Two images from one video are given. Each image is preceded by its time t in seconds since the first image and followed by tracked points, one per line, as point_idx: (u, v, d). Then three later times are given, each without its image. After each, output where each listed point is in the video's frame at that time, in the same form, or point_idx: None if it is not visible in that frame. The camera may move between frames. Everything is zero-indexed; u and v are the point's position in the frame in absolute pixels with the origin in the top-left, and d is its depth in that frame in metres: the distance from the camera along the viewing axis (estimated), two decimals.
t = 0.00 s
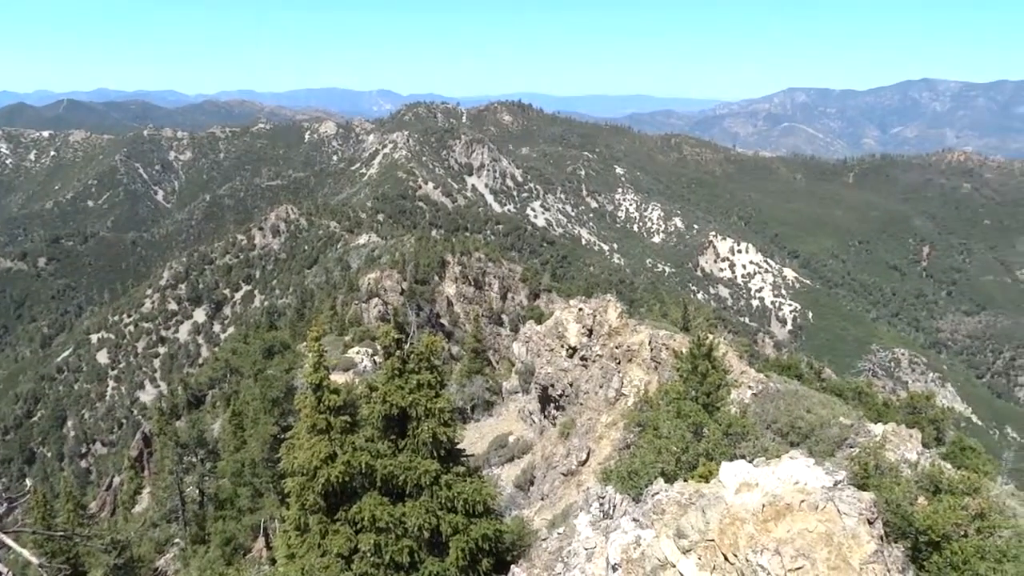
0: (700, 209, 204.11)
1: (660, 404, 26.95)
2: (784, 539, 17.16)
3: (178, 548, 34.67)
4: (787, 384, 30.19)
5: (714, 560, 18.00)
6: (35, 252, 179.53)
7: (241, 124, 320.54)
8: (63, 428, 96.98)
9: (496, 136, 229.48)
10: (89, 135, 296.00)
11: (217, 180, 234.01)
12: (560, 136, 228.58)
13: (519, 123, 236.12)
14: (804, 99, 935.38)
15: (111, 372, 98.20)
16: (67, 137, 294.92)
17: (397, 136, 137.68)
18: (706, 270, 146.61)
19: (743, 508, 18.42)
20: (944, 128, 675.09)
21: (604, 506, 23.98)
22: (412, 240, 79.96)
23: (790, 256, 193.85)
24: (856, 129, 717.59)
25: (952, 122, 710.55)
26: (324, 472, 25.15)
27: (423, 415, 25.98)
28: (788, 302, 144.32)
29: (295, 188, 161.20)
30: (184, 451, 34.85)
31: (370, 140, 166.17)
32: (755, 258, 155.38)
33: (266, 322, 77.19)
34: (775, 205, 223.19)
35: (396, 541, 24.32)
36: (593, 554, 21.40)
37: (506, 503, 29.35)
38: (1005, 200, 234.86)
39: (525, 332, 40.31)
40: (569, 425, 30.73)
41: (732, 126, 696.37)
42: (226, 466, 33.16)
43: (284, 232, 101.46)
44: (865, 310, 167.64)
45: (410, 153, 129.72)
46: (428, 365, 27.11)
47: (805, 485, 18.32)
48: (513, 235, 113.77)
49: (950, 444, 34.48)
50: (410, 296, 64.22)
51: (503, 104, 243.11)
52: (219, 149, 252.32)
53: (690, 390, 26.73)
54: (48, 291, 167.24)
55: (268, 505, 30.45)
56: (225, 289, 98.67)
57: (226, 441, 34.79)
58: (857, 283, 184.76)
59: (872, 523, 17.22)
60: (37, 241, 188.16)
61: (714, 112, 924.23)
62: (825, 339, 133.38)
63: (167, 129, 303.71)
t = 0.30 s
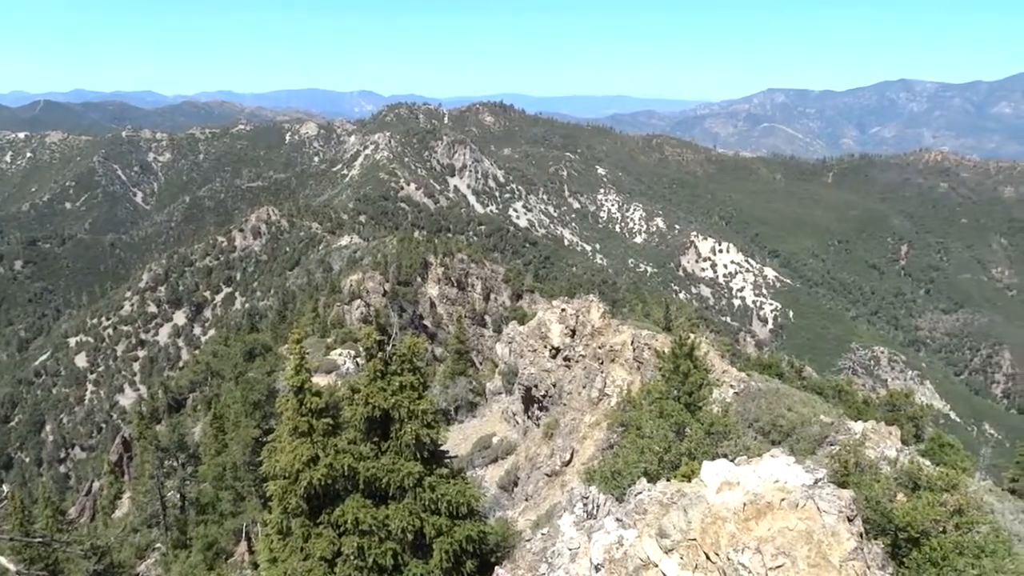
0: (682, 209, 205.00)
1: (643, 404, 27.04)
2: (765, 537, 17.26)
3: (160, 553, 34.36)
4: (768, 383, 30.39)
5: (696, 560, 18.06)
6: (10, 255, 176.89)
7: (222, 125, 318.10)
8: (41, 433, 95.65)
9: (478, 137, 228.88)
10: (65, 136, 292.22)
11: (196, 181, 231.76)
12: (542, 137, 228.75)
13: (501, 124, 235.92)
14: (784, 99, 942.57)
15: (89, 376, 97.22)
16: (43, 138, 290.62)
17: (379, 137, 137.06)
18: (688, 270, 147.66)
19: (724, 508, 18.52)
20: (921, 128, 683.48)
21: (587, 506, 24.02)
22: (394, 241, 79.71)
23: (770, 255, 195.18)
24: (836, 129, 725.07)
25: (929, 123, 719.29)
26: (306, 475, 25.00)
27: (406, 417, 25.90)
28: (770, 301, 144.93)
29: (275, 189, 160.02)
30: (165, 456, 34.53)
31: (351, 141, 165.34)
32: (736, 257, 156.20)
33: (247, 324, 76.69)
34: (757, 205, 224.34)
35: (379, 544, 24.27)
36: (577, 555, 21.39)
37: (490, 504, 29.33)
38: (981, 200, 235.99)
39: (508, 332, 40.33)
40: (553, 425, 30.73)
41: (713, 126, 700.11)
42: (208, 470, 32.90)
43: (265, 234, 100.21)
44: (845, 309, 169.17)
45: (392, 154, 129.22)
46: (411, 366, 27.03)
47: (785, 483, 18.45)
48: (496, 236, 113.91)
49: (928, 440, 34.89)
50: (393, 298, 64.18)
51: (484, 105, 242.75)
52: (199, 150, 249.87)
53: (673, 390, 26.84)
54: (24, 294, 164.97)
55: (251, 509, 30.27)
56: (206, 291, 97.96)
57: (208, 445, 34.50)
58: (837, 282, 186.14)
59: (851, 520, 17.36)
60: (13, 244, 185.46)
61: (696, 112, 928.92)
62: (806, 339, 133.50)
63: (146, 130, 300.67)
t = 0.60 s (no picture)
0: (672, 209, 205.38)
1: (633, 404, 27.08)
2: (753, 537, 17.31)
3: (149, 557, 34.18)
4: (758, 382, 30.47)
5: (685, 558, 18.09)
6: None
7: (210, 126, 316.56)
8: (29, 437, 94.83)
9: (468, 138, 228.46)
10: (52, 138, 290.15)
11: (185, 183, 230.46)
12: (532, 138, 228.72)
13: (491, 125, 235.68)
14: (773, 99, 946.35)
15: (77, 380, 96.62)
16: (30, 140, 288.28)
17: (368, 138, 136.57)
18: (678, 270, 147.84)
19: (713, 507, 18.56)
20: (908, 128, 687.55)
21: (578, 507, 24.03)
22: (384, 242, 79.44)
23: (760, 255, 195.69)
24: (825, 129, 729.33)
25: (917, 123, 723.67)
26: (296, 477, 24.93)
27: (396, 419, 25.85)
28: (759, 301, 145.46)
29: (264, 191, 159.29)
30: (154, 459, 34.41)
31: (341, 143, 164.74)
32: (726, 257, 156.87)
33: (236, 327, 76.39)
34: (746, 206, 225.14)
35: (370, 546, 24.23)
36: (567, 555, 21.41)
37: (481, 505, 29.31)
38: (966, 198, 237.27)
39: (498, 333, 40.31)
40: (543, 425, 30.73)
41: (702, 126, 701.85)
42: (197, 473, 32.78)
43: (254, 236, 100.59)
44: (834, 308, 169.87)
45: (381, 155, 128.84)
46: (401, 368, 26.97)
47: (774, 483, 18.54)
48: (486, 237, 113.81)
49: (916, 439, 35.13)
50: (383, 299, 64.03)
51: (474, 106, 242.43)
52: (187, 151, 248.45)
53: (663, 390, 26.92)
54: (11, 298, 163.72)
55: (241, 512, 30.18)
56: (195, 293, 97.53)
57: (197, 448, 34.37)
58: (826, 281, 186.83)
59: (839, 519, 17.50)
60: None
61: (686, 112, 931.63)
62: (795, 338, 134.32)
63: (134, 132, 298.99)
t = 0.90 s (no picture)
0: (664, 210, 205.69)
1: (627, 404, 27.13)
2: (746, 535, 17.38)
3: (142, 560, 34.10)
4: (751, 382, 30.55)
5: (678, 558, 18.11)
6: None
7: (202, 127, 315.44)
8: (20, 440, 94.40)
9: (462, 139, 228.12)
10: (44, 139, 288.85)
11: (177, 184, 229.69)
12: (525, 138, 228.76)
13: (484, 125, 235.60)
14: (765, 100, 949.97)
15: (70, 382, 96.28)
16: (21, 141, 286.76)
17: (362, 139, 136.25)
18: (672, 270, 147.89)
19: (706, 506, 18.64)
20: (900, 128, 690.54)
21: (572, 507, 24.05)
22: (378, 243, 79.38)
23: (753, 255, 196.26)
24: (816, 129, 732.64)
25: (908, 123, 726.81)
26: (290, 479, 24.93)
27: (389, 420, 25.84)
28: (752, 301, 145.93)
29: (256, 192, 158.96)
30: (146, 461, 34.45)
31: (334, 143, 164.45)
32: (719, 257, 157.22)
33: (229, 328, 76.24)
34: (739, 206, 225.55)
35: (363, 547, 24.23)
36: (561, 555, 21.42)
37: (475, 505, 29.30)
38: (957, 198, 238.32)
39: (492, 334, 40.34)
40: (537, 426, 30.72)
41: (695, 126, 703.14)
42: (190, 476, 32.79)
43: (247, 237, 100.47)
44: (826, 308, 170.55)
45: (374, 156, 128.61)
46: (394, 368, 26.95)
47: (766, 482, 18.69)
48: (479, 237, 113.83)
49: (908, 438, 35.27)
50: (376, 300, 63.97)
51: (467, 106, 242.17)
52: (179, 152, 247.63)
53: (656, 389, 27.00)
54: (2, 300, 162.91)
55: (234, 514, 30.20)
56: (187, 294, 97.32)
57: (190, 451, 34.33)
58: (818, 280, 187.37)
59: (830, 517, 17.68)
60: None
61: (678, 113, 934.01)
62: (788, 338, 134.85)
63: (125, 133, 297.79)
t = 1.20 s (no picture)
0: (651, 210, 206.29)
1: (614, 403, 27.18)
2: (732, 533, 17.46)
3: (126, 563, 33.82)
4: (737, 380, 30.70)
5: (665, 556, 18.15)
6: None
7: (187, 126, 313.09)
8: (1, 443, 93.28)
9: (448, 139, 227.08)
10: (25, 139, 285.51)
11: (161, 184, 227.67)
12: (512, 138, 228.59)
13: (471, 125, 235.25)
14: (750, 100, 956.23)
15: (52, 384, 95.26)
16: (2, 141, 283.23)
17: (349, 139, 135.49)
18: (659, 269, 147.81)
19: (693, 504, 18.70)
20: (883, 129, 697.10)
21: (560, 506, 24.09)
22: (364, 243, 79.02)
23: (738, 254, 197.22)
24: (801, 131, 738.46)
25: (892, 124, 733.73)
26: (276, 480, 24.78)
27: (376, 421, 25.75)
28: (738, 301, 146.85)
29: (242, 192, 157.86)
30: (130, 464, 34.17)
31: (320, 143, 163.58)
32: (705, 257, 157.94)
33: (214, 329, 75.77)
34: (725, 206, 226.58)
35: (350, 548, 24.12)
36: (549, 554, 21.43)
37: (462, 506, 29.26)
38: (940, 198, 240.67)
39: (479, 334, 40.26)
40: (525, 426, 30.72)
41: (680, 126, 706.07)
42: (175, 478, 32.54)
43: (232, 238, 99.77)
44: (812, 307, 171.76)
45: (361, 156, 127.96)
46: (381, 369, 26.85)
47: (751, 480, 18.80)
48: (467, 237, 113.57)
49: (892, 435, 35.56)
50: (363, 300, 63.69)
51: (454, 106, 241.65)
52: (163, 152, 245.50)
53: (643, 389, 27.07)
54: None
55: (220, 516, 30.01)
56: (171, 295, 96.74)
57: (175, 453, 34.07)
58: (804, 280, 188.60)
59: (815, 514, 17.76)
60: None
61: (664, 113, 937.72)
62: (773, 337, 135.76)
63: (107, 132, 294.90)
